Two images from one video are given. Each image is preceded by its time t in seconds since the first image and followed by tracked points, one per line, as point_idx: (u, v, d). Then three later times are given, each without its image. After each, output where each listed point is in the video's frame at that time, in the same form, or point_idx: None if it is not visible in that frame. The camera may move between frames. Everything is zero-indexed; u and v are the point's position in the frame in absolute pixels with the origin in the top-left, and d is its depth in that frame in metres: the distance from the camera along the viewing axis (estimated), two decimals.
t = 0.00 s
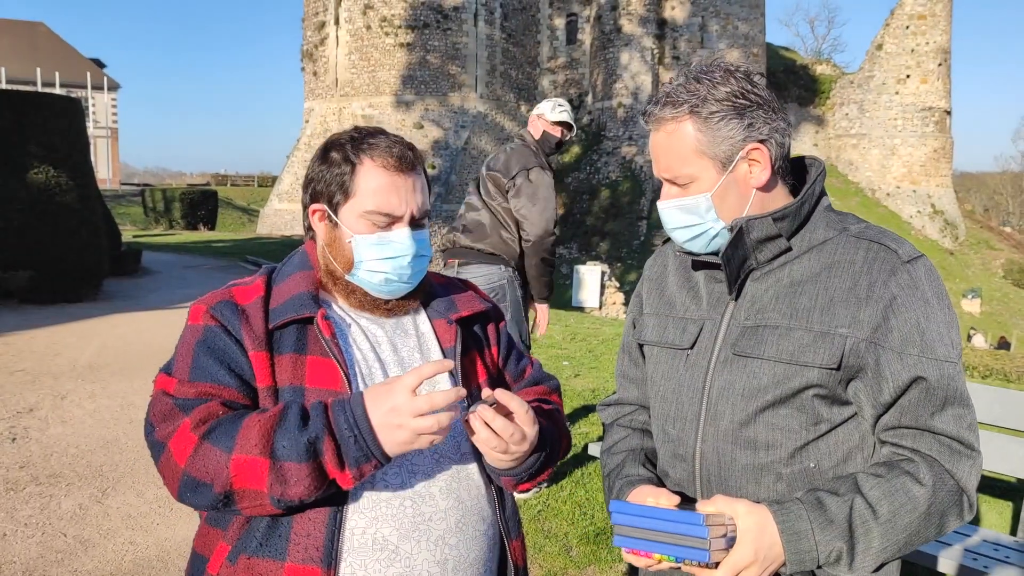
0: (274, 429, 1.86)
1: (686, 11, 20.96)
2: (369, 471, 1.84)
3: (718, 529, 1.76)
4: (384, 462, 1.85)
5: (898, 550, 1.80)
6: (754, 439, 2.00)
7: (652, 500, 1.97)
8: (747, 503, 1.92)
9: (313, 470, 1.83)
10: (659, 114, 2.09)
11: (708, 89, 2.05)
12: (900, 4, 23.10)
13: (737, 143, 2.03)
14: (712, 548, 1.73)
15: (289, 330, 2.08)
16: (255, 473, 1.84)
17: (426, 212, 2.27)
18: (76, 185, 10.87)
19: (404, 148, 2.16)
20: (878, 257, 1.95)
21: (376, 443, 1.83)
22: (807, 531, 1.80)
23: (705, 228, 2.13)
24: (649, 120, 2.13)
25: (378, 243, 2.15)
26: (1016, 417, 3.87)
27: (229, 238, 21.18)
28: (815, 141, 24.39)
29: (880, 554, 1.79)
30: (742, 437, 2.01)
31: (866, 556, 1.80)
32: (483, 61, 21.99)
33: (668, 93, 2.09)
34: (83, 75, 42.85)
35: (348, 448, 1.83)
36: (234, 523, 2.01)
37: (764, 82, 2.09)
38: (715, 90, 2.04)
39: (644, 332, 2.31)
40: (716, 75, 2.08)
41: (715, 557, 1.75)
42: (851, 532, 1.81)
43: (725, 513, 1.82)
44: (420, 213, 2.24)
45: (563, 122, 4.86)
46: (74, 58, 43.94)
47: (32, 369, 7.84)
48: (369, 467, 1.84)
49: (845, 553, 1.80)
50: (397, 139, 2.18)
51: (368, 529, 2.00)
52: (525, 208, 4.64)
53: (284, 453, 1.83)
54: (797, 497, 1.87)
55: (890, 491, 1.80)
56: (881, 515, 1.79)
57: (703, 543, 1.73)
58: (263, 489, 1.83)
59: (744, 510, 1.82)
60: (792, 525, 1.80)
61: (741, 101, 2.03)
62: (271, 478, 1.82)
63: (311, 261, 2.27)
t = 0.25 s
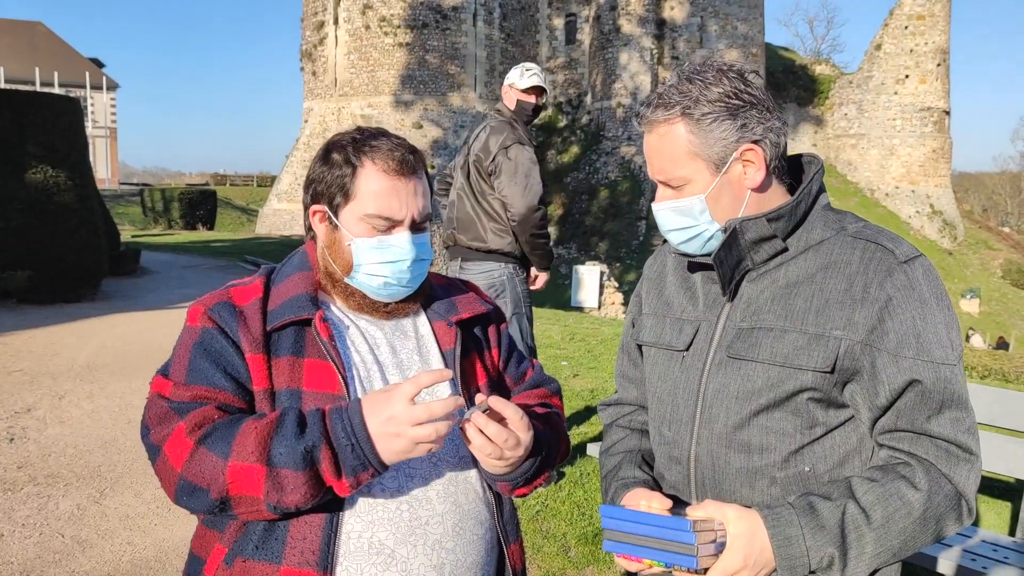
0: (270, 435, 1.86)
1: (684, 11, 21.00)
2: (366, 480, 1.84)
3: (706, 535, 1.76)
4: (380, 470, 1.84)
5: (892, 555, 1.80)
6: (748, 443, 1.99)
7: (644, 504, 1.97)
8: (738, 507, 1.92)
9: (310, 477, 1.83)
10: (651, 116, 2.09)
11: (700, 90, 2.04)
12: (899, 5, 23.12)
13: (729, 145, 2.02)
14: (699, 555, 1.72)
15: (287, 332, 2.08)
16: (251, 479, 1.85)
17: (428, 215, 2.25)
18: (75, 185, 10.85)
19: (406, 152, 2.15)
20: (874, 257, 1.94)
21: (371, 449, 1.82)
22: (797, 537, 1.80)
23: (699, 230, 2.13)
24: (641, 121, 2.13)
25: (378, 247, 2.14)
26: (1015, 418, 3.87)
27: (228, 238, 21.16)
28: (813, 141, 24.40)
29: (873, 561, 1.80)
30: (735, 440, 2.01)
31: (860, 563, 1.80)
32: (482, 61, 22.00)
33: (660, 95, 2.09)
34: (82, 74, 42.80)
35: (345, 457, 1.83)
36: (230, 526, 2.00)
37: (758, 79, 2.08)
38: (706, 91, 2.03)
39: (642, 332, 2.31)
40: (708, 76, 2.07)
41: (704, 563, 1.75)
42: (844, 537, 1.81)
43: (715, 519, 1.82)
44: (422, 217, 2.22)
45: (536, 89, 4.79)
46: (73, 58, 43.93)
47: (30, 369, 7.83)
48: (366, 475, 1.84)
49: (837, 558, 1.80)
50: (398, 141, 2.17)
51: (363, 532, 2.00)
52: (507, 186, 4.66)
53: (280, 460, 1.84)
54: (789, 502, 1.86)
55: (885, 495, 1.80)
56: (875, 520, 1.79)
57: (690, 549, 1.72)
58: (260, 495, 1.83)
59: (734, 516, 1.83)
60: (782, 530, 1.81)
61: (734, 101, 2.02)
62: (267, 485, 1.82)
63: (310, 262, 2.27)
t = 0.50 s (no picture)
0: (266, 436, 1.85)
1: (684, 11, 21.02)
2: (355, 478, 1.83)
3: (700, 542, 1.75)
4: (373, 472, 1.83)
5: (888, 560, 1.80)
6: (744, 446, 1.99)
7: (640, 507, 1.97)
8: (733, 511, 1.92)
9: (305, 477, 1.82)
10: (652, 114, 2.09)
11: (701, 89, 2.04)
12: (898, 5, 23.14)
13: (730, 145, 2.02)
14: (691, 561, 1.71)
15: (286, 333, 2.07)
16: (246, 479, 1.84)
17: (427, 217, 2.24)
18: (75, 185, 10.85)
19: (405, 154, 2.14)
20: (873, 259, 1.93)
21: (364, 449, 1.82)
22: (791, 542, 1.80)
23: (699, 230, 2.13)
24: (641, 120, 2.13)
25: (377, 249, 2.14)
26: (1014, 418, 3.87)
27: (226, 238, 21.14)
28: (813, 141, 24.42)
29: (869, 566, 1.80)
30: (733, 443, 2.01)
31: (856, 567, 1.80)
32: (482, 61, 22.01)
33: (661, 93, 2.09)
34: (81, 74, 42.78)
35: (337, 454, 1.82)
36: (229, 528, 2.00)
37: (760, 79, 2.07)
38: (707, 90, 2.03)
39: (642, 332, 2.31)
40: (709, 75, 2.07)
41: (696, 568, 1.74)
42: (839, 543, 1.81)
43: (709, 524, 1.82)
44: (421, 219, 2.21)
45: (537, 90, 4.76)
46: (72, 58, 43.91)
47: (29, 369, 7.82)
48: (356, 474, 1.82)
49: (832, 563, 1.80)
50: (399, 143, 2.16)
51: (362, 534, 2.00)
52: (515, 190, 4.61)
53: (274, 460, 1.83)
54: (784, 506, 1.86)
55: (881, 500, 1.80)
56: (871, 524, 1.79)
57: (681, 555, 1.71)
58: (254, 494, 1.82)
59: (728, 521, 1.82)
60: (776, 536, 1.81)
61: (735, 100, 2.02)
62: (261, 484, 1.82)
63: (310, 263, 2.27)
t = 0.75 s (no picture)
0: (276, 439, 1.86)
1: (684, 11, 21.05)
2: (356, 490, 1.84)
3: (700, 538, 1.76)
4: (374, 486, 1.85)
5: (889, 557, 1.80)
6: (746, 445, 2.00)
7: (641, 505, 1.98)
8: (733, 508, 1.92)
9: (311, 481, 1.83)
10: (654, 113, 2.09)
11: (703, 87, 2.04)
12: (897, 5, 23.16)
13: (731, 143, 2.02)
14: (691, 557, 1.72)
15: (288, 333, 2.08)
16: (254, 481, 1.84)
17: (422, 218, 2.23)
18: (75, 185, 10.86)
19: (399, 154, 2.14)
20: (873, 257, 1.94)
21: (367, 461, 1.83)
22: (791, 539, 1.80)
23: (700, 228, 2.13)
24: (643, 119, 2.13)
25: (370, 249, 2.13)
26: (1014, 417, 3.87)
27: (226, 238, 21.15)
28: (812, 141, 24.44)
29: (869, 564, 1.80)
30: (735, 441, 2.01)
31: (857, 565, 1.80)
32: (481, 61, 22.01)
33: (663, 92, 2.09)
34: (81, 74, 42.80)
35: (343, 462, 1.84)
36: (231, 526, 2.00)
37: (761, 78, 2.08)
38: (710, 89, 2.03)
39: (644, 331, 2.31)
40: (711, 74, 2.07)
41: (696, 564, 1.74)
42: (840, 540, 1.81)
43: (709, 520, 1.83)
44: (417, 219, 2.21)
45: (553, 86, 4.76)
46: (72, 58, 43.94)
47: (29, 369, 7.83)
48: (357, 486, 1.84)
49: (833, 560, 1.80)
50: (395, 143, 2.16)
51: (365, 533, 2.00)
52: (527, 185, 4.60)
53: (284, 464, 1.84)
54: (784, 503, 1.86)
55: (883, 497, 1.80)
56: (872, 521, 1.79)
57: (681, 551, 1.72)
58: (260, 497, 1.83)
59: (727, 518, 1.83)
60: (776, 533, 1.81)
61: (736, 99, 2.02)
62: (267, 488, 1.82)
63: (310, 262, 2.27)
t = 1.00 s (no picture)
0: (258, 444, 1.87)
1: (684, 10, 21.07)
2: (334, 497, 1.83)
3: (716, 543, 1.76)
4: (352, 494, 1.83)
5: (908, 556, 1.79)
6: (757, 447, 2.00)
7: (654, 512, 1.98)
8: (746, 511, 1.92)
9: (289, 487, 1.83)
10: (651, 121, 2.09)
11: (700, 93, 2.04)
12: (897, 5, 23.18)
13: (731, 147, 2.02)
14: (708, 562, 1.71)
15: (286, 334, 2.08)
16: (235, 486, 1.85)
17: (424, 219, 2.23)
18: (75, 185, 10.86)
19: (399, 155, 2.14)
20: (877, 254, 1.94)
21: (344, 469, 1.82)
22: (807, 541, 1.80)
23: (702, 235, 2.13)
24: (640, 126, 2.13)
25: (372, 251, 2.14)
26: (1013, 416, 3.88)
27: (226, 238, 21.15)
28: (812, 141, 24.47)
29: (887, 562, 1.79)
30: (745, 444, 2.01)
31: (874, 564, 1.79)
32: (481, 61, 22.02)
33: (659, 99, 2.09)
34: (81, 74, 42.83)
35: (321, 470, 1.84)
36: (230, 528, 2.01)
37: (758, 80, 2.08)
38: (706, 94, 2.04)
39: (650, 337, 2.32)
40: (708, 78, 2.07)
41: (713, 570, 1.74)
42: (857, 540, 1.80)
43: (724, 525, 1.82)
44: (417, 220, 2.21)
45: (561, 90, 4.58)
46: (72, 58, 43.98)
47: (29, 369, 7.83)
48: (335, 494, 1.83)
49: (850, 561, 1.79)
50: (393, 144, 2.17)
51: (364, 532, 2.00)
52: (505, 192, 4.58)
53: (265, 469, 1.84)
54: (799, 505, 1.86)
55: (897, 495, 1.79)
56: (888, 520, 1.79)
57: (698, 557, 1.71)
58: (243, 501, 1.84)
59: (742, 521, 1.82)
60: (792, 534, 1.81)
61: (734, 103, 2.02)
62: (249, 493, 1.83)
63: (310, 263, 2.27)
